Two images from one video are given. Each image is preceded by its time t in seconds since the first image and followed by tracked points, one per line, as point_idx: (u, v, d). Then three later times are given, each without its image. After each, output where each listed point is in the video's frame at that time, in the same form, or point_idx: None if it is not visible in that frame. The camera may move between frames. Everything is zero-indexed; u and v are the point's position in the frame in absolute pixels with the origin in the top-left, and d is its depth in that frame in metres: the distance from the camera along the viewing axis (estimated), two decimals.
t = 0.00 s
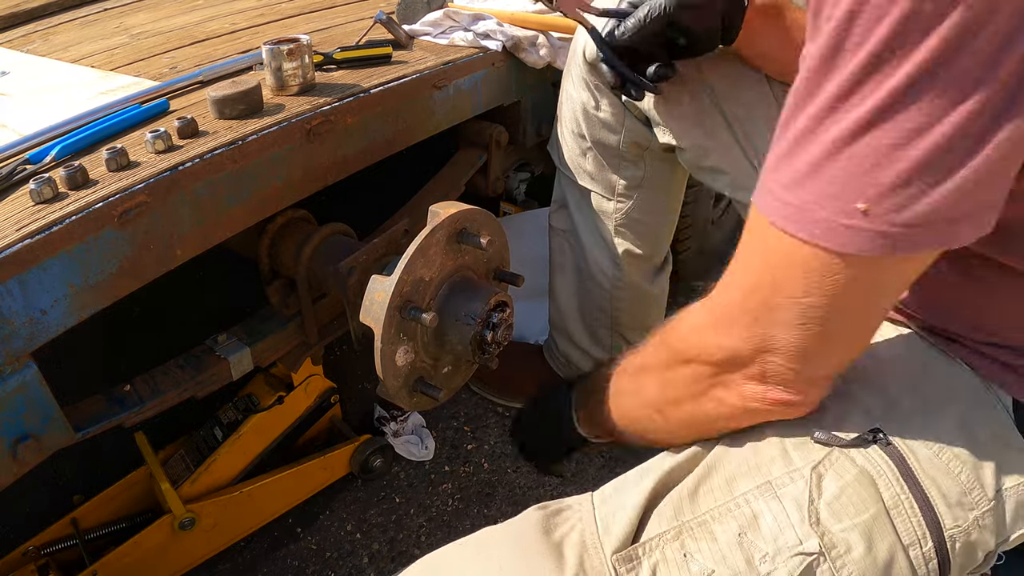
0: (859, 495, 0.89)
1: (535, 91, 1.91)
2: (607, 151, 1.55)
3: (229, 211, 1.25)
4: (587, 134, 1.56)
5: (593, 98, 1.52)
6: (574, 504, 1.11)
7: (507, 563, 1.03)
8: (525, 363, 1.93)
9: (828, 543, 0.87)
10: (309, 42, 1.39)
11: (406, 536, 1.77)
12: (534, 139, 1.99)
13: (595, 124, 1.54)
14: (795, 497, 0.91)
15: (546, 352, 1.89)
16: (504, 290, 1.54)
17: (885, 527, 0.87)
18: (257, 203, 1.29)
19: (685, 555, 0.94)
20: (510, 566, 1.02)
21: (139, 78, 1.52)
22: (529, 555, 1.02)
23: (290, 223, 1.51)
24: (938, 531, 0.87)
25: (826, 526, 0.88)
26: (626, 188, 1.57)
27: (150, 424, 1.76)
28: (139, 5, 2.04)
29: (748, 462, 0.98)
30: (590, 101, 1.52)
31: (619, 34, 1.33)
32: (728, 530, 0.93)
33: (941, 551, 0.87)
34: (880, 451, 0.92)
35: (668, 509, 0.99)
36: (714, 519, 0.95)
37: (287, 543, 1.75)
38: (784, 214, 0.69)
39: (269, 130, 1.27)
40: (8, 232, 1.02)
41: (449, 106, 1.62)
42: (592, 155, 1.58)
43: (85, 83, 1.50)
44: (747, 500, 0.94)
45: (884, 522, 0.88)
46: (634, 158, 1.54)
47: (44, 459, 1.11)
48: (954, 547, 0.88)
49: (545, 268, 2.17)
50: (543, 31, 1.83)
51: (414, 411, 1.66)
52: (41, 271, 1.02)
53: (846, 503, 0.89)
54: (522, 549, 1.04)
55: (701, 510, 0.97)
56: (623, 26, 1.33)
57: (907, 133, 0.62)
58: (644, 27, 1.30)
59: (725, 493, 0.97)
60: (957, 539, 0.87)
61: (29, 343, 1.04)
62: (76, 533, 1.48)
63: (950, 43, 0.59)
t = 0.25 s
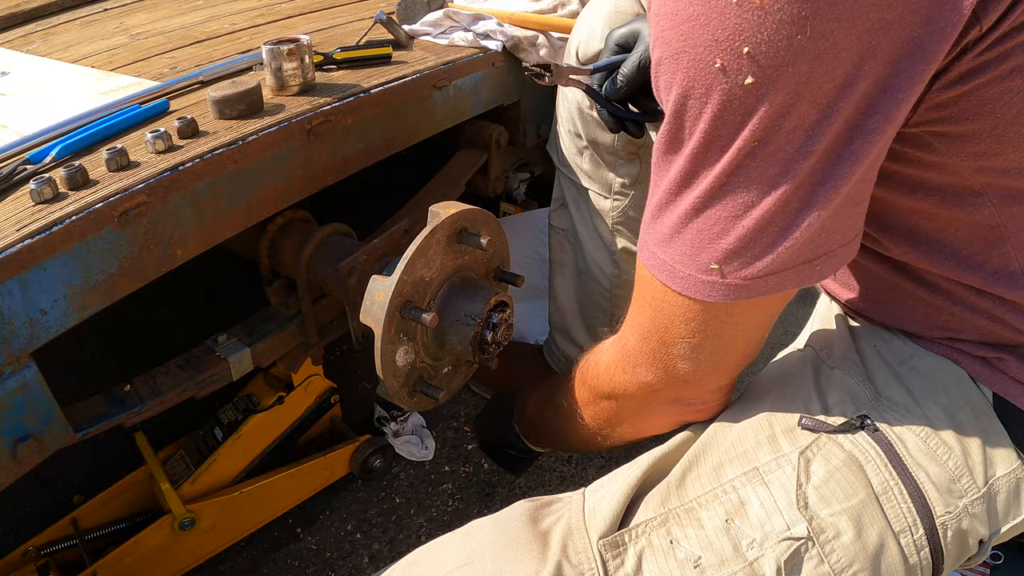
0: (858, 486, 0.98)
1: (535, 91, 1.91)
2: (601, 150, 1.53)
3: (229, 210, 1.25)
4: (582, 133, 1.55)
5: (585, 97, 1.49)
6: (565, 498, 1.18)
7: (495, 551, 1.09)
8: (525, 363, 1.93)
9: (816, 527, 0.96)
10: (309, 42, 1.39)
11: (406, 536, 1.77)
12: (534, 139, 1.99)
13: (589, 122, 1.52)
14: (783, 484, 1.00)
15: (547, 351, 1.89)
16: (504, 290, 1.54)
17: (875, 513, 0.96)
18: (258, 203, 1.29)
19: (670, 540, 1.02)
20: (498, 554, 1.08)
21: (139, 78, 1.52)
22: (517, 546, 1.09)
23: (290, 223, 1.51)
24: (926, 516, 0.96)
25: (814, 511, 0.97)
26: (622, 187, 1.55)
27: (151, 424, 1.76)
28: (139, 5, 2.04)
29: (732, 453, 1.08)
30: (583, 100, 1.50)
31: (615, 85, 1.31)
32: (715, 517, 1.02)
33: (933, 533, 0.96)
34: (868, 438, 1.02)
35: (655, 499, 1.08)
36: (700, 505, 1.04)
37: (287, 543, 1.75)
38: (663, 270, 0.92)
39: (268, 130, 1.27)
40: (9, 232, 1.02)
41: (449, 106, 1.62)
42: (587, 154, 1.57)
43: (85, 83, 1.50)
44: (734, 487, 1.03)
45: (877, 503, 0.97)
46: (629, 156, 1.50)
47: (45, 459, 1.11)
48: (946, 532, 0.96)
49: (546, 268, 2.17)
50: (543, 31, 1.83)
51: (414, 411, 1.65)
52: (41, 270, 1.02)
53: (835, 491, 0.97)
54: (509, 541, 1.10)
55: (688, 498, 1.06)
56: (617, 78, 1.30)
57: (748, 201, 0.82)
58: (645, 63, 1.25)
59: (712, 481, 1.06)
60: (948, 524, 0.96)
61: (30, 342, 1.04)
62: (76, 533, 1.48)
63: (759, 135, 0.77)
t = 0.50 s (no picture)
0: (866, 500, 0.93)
1: (535, 91, 1.91)
2: (601, 149, 1.55)
3: (229, 210, 1.25)
4: (582, 133, 1.56)
5: (587, 97, 1.51)
6: (572, 503, 1.14)
7: (499, 555, 1.06)
8: (525, 363, 1.94)
9: (825, 540, 0.92)
10: (309, 42, 1.39)
11: (406, 536, 1.77)
12: (534, 139, 1.99)
13: (589, 123, 1.54)
14: (793, 495, 0.96)
15: (546, 351, 1.89)
16: (504, 290, 1.54)
17: (882, 526, 0.92)
18: (257, 203, 1.29)
19: (679, 549, 0.98)
20: (503, 559, 1.05)
21: (139, 78, 1.52)
22: (523, 549, 1.05)
23: (290, 223, 1.51)
24: (932, 529, 0.92)
25: (823, 524, 0.93)
26: (622, 187, 1.56)
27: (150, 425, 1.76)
28: (139, 5, 2.04)
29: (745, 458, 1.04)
30: (583, 101, 1.52)
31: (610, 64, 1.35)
32: (723, 526, 0.97)
33: (937, 546, 0.92)
34: (879, 448, 0.97)
35: (665, 505, 1.04)
36: (710, 513, 0.99)
37: (287, 543, 1.75)
38: (738, 238, 0.78)
39: (268, 130, 1.27)
40: (9, 232, 1.02)
41: (449, 106, 1.62)
42: (586, 154, 1.58)
43: (85, 83, 1.50)
44: (744, 496, 0.99)
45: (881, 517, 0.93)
46: (628, 156, 1.53)
47: (44, 460, 1.11)
48: (950, 544, 0.92)
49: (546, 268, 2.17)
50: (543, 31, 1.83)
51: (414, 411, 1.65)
52: (41, 271, 1.02)
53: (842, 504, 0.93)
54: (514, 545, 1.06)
55: (697, 504, 1.02)
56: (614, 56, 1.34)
57: (876, 128, 0.68)
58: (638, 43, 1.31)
59: (722, 487, 1.02)
60: (952, 536, 0.92)
61: (30, 343, 1.04)
62: (76, 533, 1.48)
63: (885, 60, 0.67)
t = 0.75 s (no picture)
0: (875, 513, 0.94)
1: (535, 91, 1.91)
2: (601, 156, 1.56)
3: (229, 210, 1.25)
4: (580, 138, 1.58)
5: (587, 102, 1.54)
6: (582, 507, 1.14)
7: (512, 561, 1.06)
8: (525, 363, 1.94)
9: (836, 553, 0.92)
10: (310, 42, 1.39)
11: (406, 536, 1.77)
12: (535, 139, 1.99)
13: (589, 128, 1.56)
14: (806, 506, 0.97)
15: (545, 354, 1.89)
16: (504, 291, 1.54)
17: (891, 540, 0.93)
18: (257, 203, 1.29)
19: (694, 558, 0.98)
20: (516, 565, 1.05)
21: (139, 78, 1.52)
22: (537, 555, 1.05)
23: (290, 223, 1.51)
24: (940, 543, 0.92)
25: (835, 537, 0.94)
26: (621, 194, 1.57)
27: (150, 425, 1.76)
28: (139, 5, 2.04)
29: (757, 467, 1.04)
30: (584, 105, 1.55)
31: None
32: (738, 536, 0.98)
33: (943, 559, 0.92)
34: (892, 462, 0.97)
35: (678, 511, 1.04)
36: (723, 523, 1.00)
37: (287, 543, 1.75)
38: (941, 211, 0.74)
39: (268, 130, 1.27)
40: (8, 232, 1.02)
41: (449, 106, 1.62)
42: (586, 159, 1.58)
43: (85, 83, 1.50)
44: (758, 507, 0.99)
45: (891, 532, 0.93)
46: (629, 163, 1.55)
47: (44, 460, 1.11)
48: (955, 558, 0.93)
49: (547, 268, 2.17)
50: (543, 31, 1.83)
51: (413, 411, 1.65)
52: (41, 270, 1.02)
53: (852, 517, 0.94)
54: (527, 550, 1.07)
55: (710, 514, 1.02)
56: None
57: None
58: None
59: (736, 497, 1.02)
60: (960, 550, 0.92)
61: (30, 343, 1.04)
62: (76, 533, 1.48)
63: None
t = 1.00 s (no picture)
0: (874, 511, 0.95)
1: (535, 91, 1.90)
2: (580, 193, 1.55)
3: (230, 210, 1.25)
4: (558, 175, 1.54)
5: (564, 141, 1.50)
6: (584, 506, 1.14)
7: (514, 558, 1.06)
8: (525, 363, 1.94)
9: (834, 553, 0.93)
10: (310, 42, 1.39)
11: (406, 536, 1.77)
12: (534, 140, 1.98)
13: (568, 167, 1.53)
14: (806, 506, 0.97)
15: (542, 363, 1.90)
16: (504, 291, 1.54)
17: (891, 540, 0.94)
18: (257, 203, 1.29)
19: (694, 556, 0.99)
20: (519, 562, 1.05)
21: (139, 78, 1.52)
22: (540, 552, 1.06)
23: (290, 223, 1.50)
24: (939, 543, 0.94)
25: (834, 537, 0.94)
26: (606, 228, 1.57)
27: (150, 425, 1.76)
28: (139, 5, 2.04)
29: (757, 465, 1.04)
30: (560, 144, 1.51)
31: None
32: (738, 535, 0.98)
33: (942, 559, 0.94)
34: (892, 465, 0.98)
35: (679, 511, 1.05)
36: (725, 521, 1.00)
37: (287, 543, 1.75)
38: None
39: (268, 130, 1.27)
40: (8, 232, 1.02)
41: (449, 106, 1.62)
42: (567, 196, 1.56)
43: (85, 83, 1.50)
44: (758, 505, 0.99)
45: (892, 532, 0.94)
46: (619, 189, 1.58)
47: (44, 460, 1.11)
48: (954, 557, 0.95)
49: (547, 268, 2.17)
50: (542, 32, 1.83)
51: (412, 411, 1.65)
52: (41, 270, 1.02)
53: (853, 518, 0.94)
54: (530, 548, 1.07)
55: (711, 512, 1.02)
56: None
57: None
58: None
59: (737, 496, 1.02)
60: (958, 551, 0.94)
61: (29, 343, 1.04)
62: (76, 533, 1.48)
63: None
